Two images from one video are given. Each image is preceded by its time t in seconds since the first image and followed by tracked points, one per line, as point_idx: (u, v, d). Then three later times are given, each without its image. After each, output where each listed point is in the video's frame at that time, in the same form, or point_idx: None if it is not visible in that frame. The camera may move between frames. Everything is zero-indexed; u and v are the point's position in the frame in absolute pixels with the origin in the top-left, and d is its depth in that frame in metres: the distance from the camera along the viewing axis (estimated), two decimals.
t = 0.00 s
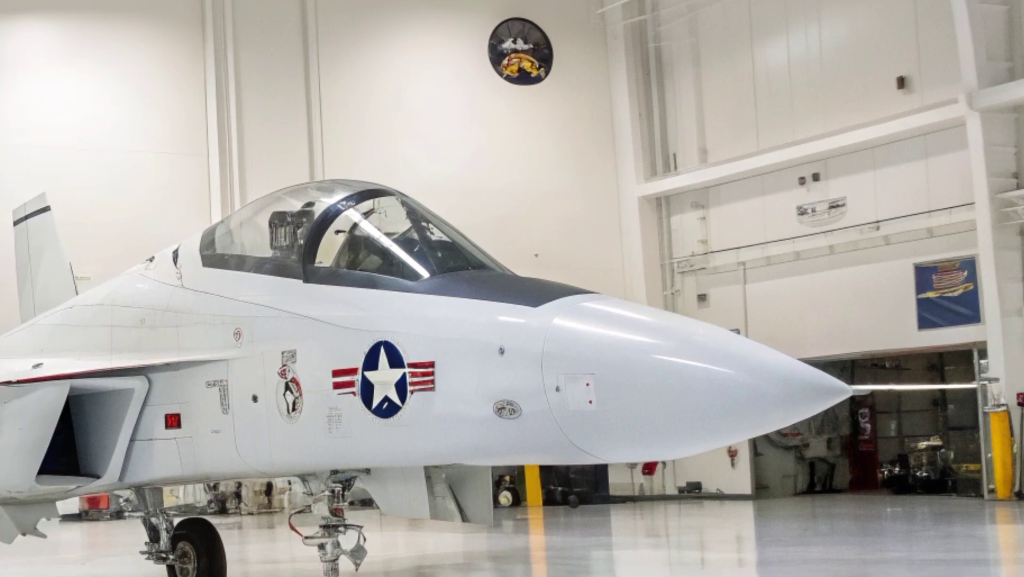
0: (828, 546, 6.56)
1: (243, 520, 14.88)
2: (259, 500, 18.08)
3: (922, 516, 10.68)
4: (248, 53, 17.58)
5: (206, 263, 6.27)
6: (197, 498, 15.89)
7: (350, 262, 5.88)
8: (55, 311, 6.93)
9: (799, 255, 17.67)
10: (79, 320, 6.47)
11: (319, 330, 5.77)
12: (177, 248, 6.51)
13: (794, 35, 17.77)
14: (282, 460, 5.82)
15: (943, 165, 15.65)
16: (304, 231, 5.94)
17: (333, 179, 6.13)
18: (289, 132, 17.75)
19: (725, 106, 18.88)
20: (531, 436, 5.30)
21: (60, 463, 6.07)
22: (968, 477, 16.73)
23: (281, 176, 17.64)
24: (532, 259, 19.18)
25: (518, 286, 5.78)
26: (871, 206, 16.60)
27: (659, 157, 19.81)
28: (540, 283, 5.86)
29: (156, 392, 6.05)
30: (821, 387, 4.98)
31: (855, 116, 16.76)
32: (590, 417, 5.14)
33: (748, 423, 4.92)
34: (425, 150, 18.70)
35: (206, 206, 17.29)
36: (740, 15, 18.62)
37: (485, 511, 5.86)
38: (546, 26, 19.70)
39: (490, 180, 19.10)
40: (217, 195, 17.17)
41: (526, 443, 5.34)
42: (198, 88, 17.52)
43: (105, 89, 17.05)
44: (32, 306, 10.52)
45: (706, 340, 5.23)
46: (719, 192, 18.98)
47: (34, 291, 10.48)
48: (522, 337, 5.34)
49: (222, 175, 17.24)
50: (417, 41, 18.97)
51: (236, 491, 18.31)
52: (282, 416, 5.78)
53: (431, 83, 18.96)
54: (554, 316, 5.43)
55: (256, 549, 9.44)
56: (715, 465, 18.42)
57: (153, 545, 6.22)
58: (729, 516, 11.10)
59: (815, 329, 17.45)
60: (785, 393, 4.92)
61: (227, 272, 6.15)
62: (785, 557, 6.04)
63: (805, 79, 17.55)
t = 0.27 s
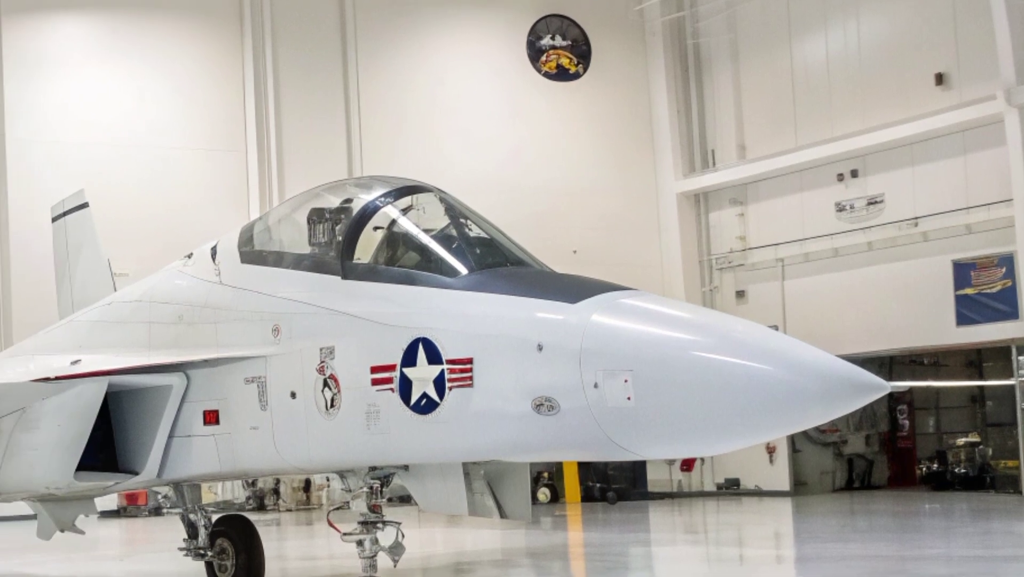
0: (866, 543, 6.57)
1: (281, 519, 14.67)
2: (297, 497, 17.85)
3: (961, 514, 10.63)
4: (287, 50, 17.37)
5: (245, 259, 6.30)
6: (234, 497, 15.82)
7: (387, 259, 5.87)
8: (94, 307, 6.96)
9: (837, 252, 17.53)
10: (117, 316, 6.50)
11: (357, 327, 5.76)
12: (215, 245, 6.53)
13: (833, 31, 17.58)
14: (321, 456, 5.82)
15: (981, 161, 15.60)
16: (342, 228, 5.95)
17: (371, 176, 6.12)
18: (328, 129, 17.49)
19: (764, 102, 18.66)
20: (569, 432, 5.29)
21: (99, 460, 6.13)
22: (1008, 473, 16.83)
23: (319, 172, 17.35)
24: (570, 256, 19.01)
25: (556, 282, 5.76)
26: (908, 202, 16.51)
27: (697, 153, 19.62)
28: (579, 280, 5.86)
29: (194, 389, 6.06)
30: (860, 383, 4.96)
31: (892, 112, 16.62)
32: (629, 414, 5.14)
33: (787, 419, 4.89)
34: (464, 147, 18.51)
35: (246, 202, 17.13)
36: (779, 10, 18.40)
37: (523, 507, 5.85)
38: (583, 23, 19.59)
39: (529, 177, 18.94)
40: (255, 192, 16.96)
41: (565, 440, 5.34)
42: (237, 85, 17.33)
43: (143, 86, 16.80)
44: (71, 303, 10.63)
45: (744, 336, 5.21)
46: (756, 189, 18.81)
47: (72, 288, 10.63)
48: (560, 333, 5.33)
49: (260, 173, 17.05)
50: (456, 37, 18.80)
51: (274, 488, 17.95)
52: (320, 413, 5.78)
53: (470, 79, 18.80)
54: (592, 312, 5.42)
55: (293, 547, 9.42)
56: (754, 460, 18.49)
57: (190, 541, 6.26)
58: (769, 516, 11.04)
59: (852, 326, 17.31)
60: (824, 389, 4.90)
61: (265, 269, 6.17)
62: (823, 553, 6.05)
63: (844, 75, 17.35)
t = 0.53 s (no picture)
0: (904, 540, 6.59)
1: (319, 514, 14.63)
2: (335, 494, 17.62)
3: (1000, 510, 10.63)
4: (325, 46, 17.23)
5: (283, 255, 6.32)
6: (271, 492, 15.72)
7: (426, 255, 5.87)
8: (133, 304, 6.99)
9: (875, 248, 17.48)
10: (156, 313, 6.54)
11: (396, 323, 5.76)
12: (254, 242, 6.55)
13: (871, 29, 17.48)
14: (359, 452, 5.81)
15: (1020, 158, 15.64)
16: (381, 224, 5.95)
17: (410, 172, 6.12)
18: (366, 125, 17.38)
19: (802, 98, 18.48)
20: (608, 428, 5.27)
21: (137, 456, 6.15)
22: None
23: (356, 169, 17.25)
24: (608, 252, 18.85)
25: (594, 278, 5.75)
26: (947, 198, 16.52)
27: (737, 150, 19.47)
28: (617, 276, 5.86)
29: (233, 385, 6.08)
30: (898, 380, 4.93)
31: (931, 108, 16.57)
32: (667, 410, 5.11)
33: (826, 415, 4.88)
34: (504, 144, 18.41)
35: (284, 197, 17.05)
36: (817, 7, 18.21)
37: (562, 504, 5.87)
38: (622, 19, 19.35)
39: (569, 173, 18.78)
40: (294, 189, 16.91)
41: (604, 436, 5.32)
42: (275, 82, 17.30)
43: (181, 83, 16.72)
44: (109, 298, 10.75)
45: (782, 333, 5.19)
46: (796, 185, 18.68)
47: (111, 284, 10.74)
48: (599, 329, 5.32)
49: (299, 169, 16.99)
50: (498, 34, 18.66)
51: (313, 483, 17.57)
52: (359, 409, 5.77)
53: (511, 75, 18.66)
54: (630, 309, 5.40)
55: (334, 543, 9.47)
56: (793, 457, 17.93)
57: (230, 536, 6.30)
58: (806, 512, 11.03)
59: (891, 322, 17.27)
60: (862, 385, 4.88)
61: (303, 265, 6.17)
62: (861, 549, 6.07)
63: (882, 71, 17.25)
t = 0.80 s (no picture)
0: (942, 538, 6.62)
1: (359, 511, 14.78)
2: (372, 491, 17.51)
3: None
4: (365, 44, 17.95)
5: (321, 251, 6.32)
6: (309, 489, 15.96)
7: (465, 251, 5.87)
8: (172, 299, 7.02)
9: (914, 244, 17.62)
10: (194, 309, 6.58)
11: (434, 320, 5.75)
12: (292, 238, 6.55)
13: (909, 25, 17.59)
14: (398, 449, 5.80)
15: None
16: (420, 221, 5.94)
17: (448, 169, 6.12)
18: (404, 123, 18.06)
19: (840, 95, 18.58)
20: (645, 425, 5.24)
21: (177, 453, 6.21)
22: None
23: (395, 166, 17.97)
24: (647, 249, 19.15)
25: (632, 275, 5.73)
26: (986, 194, 16.60)
27: (774, 145, 19.65)
28: (656, 273, 5.86)
29: (271, 381, 6.11)
30: (937, 377, 4.89)
31: (969, 105, 16.66)
32: (706, 407, 5.08)
33: (865, 411, 4.84)
34: (541, 140, 18.84)
35: (321, 195, 17.72)
36: (856, 3, 18.32)
37: (600, 501, 5.86)
38: (661, 16, 19.70)
39: (605, 169, 19.10)
40: (331, 187, 17.60)
41: (642, 433, 5.28)
42: (314, 80, 17.93)
43: (218, 79, 17.39)
44: (148, 296, 11.03)
45: (820, 329, 5.16)
46: (835, 181, 18.79)
47: (149, 281, 10.99)
48: (638, 326, 5.29)
49: (338, 166, 17.66)
50: (536, 30, 19.07)
51: (350, 481, 17.65)
52: (397, 405, 5.77)
53: (548, 71, 19.06)
54: (668, 305, 5.37)
55: (374, 537, 9.59)
56: (831, 453, 18.11)
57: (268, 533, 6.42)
58: (845, 508, 11.14)
59: (929, 318, 17.42)
60: (902, 381, 4.83)
61: (342, 261, 6.17)
62: (900, 547, 6.09)
63: (921, 68, 17.37)
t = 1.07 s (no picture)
0: (978, 535, 6.67)
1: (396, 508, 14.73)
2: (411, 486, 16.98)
3: None
4: (403, 40, 18.03)
5: (359, 248, 6.35)
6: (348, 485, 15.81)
7: (503, 248, 5.86)
8: (210, 295, 7.10)
9: (952, 241, 17.63)
10: (232, 306, 6.65)
11: (473, 316, 5.74)
12: (330, 234, 6.59)
13: (947, 21, 17.65)
14: (436, 445, 5.80)
15: None
16: (458, 217, 5.94)
17: (486, 165, 6.11)
18: (441, 118, 18.16)
19: (879, 92, 18.63)
20: (684, 422, 5.19)
21: (214, 449, 6.28)
22: None
23: (433, 161, 18.06)
24: (685, 246, 19.22)
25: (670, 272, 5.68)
26: None
27: (813, 142, 19.72)
28: (693, 269, 5.86)
29: (309, 378, 6.14)
30: (977, 372, 4.75)
31: (1008, 102, 16.74)
32: (744, 403, 5.00)
33: (903, 408, 4.72)
34: (581, 135, 18.88)
35: (359, 190, 17.75)
36: None
37: (639, 497, 5.85)
38: (699, 13, 19.76)
39: (645, 167, 19.16)
40: (370, 182, 17.66)
41: (680, 429, 5.23)
42: (352, 76, 17.99)
43: (256, 76, 17.42)
44: (186, 290, 11.62)
45: (860, 325, 5.04)
46: (873, 177, 18.74)
47: (188, 276, 11.63)
48: (676, 322, 5.22)
49: (375, 163, 17.74)
50: (574, 25, 19.14)
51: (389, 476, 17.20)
52: (436, 401, 5.76)
53: (587, 68, 19.13)
54: (707, 301, 5.28)
55: (412, 535, 9.63)
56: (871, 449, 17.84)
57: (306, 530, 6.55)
58: (882, 504, 11.21)
59: (968, 314, 17.43)
60: (940, 377, 4.70)
61: (381, 258, 6.19)
62: (938, 543, 6.14)
63: (959, 63, 17.43)
